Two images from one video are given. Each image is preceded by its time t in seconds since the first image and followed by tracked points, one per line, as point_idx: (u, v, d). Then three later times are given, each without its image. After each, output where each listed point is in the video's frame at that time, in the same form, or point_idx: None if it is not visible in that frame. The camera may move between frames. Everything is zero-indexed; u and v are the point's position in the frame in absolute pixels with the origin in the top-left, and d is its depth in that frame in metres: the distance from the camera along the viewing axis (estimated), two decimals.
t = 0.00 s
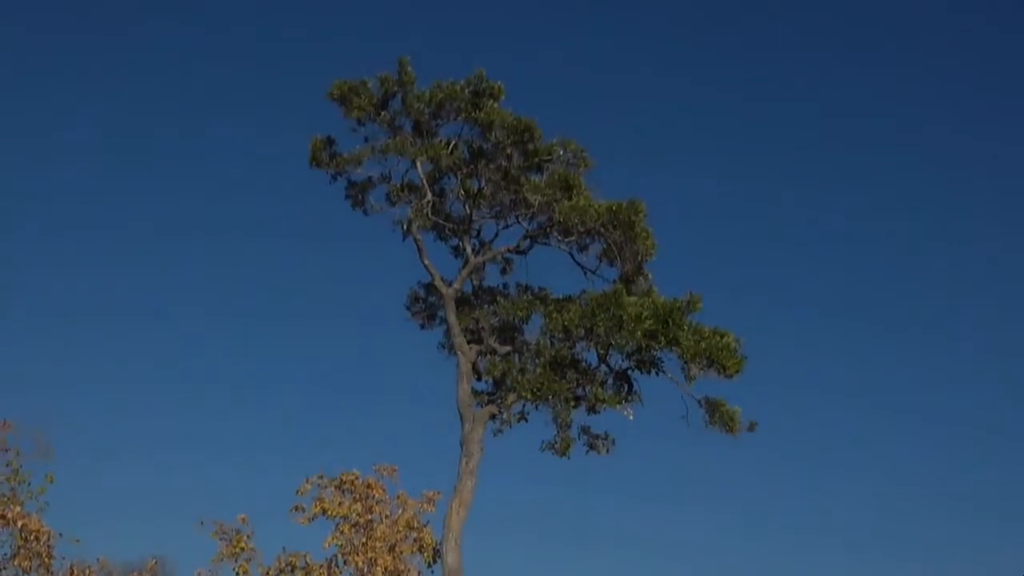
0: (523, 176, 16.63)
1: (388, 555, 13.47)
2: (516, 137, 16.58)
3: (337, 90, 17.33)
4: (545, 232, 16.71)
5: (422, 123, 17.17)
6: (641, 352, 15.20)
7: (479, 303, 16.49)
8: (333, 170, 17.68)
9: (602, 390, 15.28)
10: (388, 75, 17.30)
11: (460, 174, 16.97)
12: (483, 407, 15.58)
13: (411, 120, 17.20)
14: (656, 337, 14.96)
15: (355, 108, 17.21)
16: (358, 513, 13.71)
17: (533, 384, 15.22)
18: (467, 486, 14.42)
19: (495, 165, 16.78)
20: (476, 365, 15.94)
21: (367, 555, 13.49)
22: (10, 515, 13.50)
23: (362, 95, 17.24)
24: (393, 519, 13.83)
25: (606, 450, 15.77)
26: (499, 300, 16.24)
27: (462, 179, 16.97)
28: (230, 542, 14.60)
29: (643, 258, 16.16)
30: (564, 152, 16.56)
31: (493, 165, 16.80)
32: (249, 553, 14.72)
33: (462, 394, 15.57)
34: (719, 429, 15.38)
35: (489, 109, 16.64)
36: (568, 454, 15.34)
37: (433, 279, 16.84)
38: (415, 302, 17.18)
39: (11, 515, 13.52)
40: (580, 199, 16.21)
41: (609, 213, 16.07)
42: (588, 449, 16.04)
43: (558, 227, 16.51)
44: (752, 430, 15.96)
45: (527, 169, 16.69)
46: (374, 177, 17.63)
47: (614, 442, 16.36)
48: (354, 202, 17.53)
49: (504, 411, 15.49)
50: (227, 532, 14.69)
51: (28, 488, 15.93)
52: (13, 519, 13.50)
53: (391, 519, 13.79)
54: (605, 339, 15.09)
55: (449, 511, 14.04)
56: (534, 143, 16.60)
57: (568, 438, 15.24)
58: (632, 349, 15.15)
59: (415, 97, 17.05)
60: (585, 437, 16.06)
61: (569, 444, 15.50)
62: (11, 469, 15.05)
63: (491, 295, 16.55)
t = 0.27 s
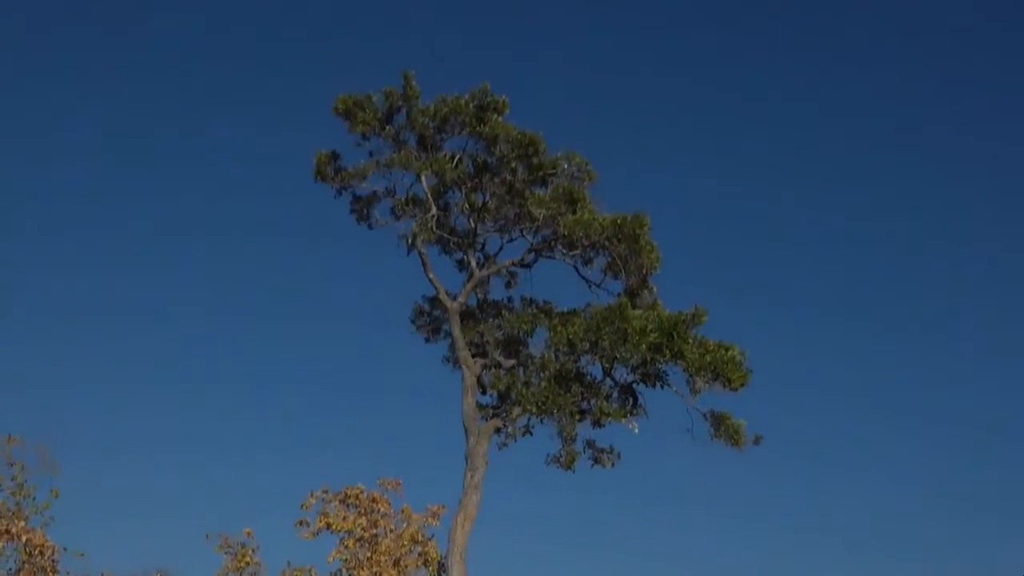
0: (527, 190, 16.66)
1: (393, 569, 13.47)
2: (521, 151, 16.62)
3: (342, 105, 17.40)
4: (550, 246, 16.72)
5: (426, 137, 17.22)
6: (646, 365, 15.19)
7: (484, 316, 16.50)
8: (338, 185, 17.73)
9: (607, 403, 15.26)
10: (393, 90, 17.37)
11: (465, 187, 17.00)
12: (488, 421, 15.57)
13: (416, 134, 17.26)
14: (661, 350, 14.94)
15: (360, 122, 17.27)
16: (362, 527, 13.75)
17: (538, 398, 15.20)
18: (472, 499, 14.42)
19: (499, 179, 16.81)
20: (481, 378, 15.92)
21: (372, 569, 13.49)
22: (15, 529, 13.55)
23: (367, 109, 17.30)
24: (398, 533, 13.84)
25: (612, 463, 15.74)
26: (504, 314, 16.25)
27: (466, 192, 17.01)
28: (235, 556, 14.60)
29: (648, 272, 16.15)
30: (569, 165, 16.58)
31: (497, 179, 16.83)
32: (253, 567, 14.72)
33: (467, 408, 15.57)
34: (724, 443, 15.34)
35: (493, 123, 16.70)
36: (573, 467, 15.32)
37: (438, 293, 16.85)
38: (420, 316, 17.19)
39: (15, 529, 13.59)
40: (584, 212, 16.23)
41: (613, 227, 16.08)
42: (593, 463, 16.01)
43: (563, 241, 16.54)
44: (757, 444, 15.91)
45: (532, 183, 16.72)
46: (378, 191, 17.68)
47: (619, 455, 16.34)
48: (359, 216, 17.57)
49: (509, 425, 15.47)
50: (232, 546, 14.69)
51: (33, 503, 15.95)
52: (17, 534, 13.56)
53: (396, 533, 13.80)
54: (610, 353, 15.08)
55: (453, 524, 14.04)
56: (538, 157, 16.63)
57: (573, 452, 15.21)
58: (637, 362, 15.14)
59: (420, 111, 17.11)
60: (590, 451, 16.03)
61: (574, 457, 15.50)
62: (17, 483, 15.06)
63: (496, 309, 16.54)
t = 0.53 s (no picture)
0: (531, 197, 16.67)
1: None
2: (524, 158, 16.64)
3: (346, 112, 17.43)
4: (553, 253, 16.72)
5: (430, 144, 17.25)
6: (650, 372, 15.17)
7: (487, 323, 16.51)
8: (341, 192, 17.76)
9: (610, 410, 15.24)
10: (397, 97, 17.40)
11: (468, 195, 17.03)
12: (491, 428, 15.56)
13: (419, 141, 17.28)
14: (665, 357, 14.93)
15: (363, 130, 17.31)
16: (365, 534, 13.80)
17: (542, 405, 15.20)
18: (476, 506, 14.44)
19: (502, 186, 16.83)
20: (484, 385, 15.94)
21: None
22: (18, 537, 13.62)
23: (370, 117, 17.33)
24: (401, 541, 13.86)
25: (615, 470, 15.72)
26: (508, 321, 16.25)
27: (470, 200, 17.03)
28: (238, 563, 14.61)
29: (651, 278, 16.16)
30: (571, 172, 16.60)
31: (500, 186, 16.85)
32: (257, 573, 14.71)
33: (470, 415, 15.56)
34: (728, 450, 15.31)
35: (496, 130, 16.70)
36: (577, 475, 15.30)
37: (441, 300, 16.87)
38: (423, 323, 17.20)
39: (18, 537, 13.67)
40: (588, 219, 16.23)
41: (616, 234, 16.08)
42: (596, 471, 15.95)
43: (566, 248, 16.52)
44: (761, 451, 15.90)
45: (535, 190, 16.73)
46: (382, 198, 17.70)
47: (622, 462, 16.30)
48: (363, 223, 17.59)
49: (512, 432, 15.46)
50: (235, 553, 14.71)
51: (36, 510, 16.00)
52: (20, 541, 13.62)
53: (399, 540, 13.83)
54: (613, 359, 15.07)
55: (457, 532, 14.07)
56: (542, 164, 16.64)
57: (577, 459, 15.21)
58: (641, 369, 15.13)
59: (423, 119, 17.14)
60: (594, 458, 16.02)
61: (577, 464, 15.50)
62: (20, 490, 15.09)
63: (499, 316, 16.57)
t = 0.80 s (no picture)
0: (532, 198, 16.67)
1: None
2: (525, 160, 16.64)
3: (348, 113, 17.44)
4: (554, 254, 16.72)
5: (431, 145, 17.26)
6: (651, 373, 15.16)
7: (489, 325, 16.51)
8: (343, 193, 17.76)
9: (612, 412, 15.23)
10: (398, 98, 17.41)
11: (469, 196, 17.03)
12: (492, 429, 15.56)
13: (421, 142, 17.29)
14: (666, 358, 14.92)
15: (365, 131, 17.31)
16: (366, 535, 13.79)
17: (543, 406, 15.20)
18: (477, 507, 14.44)
19: (504, 187, 16.83)
20: (485, 386, 15.94)
21: None
22: (19, 538, 13.64)
23: (371, 118, 17.34)
24: (403, 542, 13.86)
25: (617, 471, 15.72)
26: (509, 322, 16.26)
27: (471, 201, 17.03)
28: (239, 564, 14.61)
29: (652, 279, 16.16)
30: (573, 174, 16.61)
31: (502, 187, 16.85)
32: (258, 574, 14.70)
33: (472, 416, 15.56)
34: (729, 451, 15.30)
35: (498, 131, 16.70)
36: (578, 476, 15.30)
37: (442, 301, 16.86)
38: (424, 324, 17.20)
39: (19, 538, 13.69)
40: (589, 220, 16.23)
41: (618, 235, 16.07)
42: (598, 472, 15.91)
43: (568, 249, 16.51)
44: (763, 452, 15.89)
45: (536, 191, 16.74)
46: (383, 199, 17.71)
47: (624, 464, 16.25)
48: (364, 224, 17.59)
49: (513, 433, 15.46)
50: (236, 553, 14.71)
51: (36, 512, 16.01)
52: (21, 542, 13.64)
53: (400, 541, 13.83)
54: (615, 360, 15.06)
55: (458, 533, 14.07)
56: (543, 165, 16.65)
57: (578, 460, 15.20)
58: (642, 370, 15.12)
59: (425, 120, 17.15)
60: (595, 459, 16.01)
61: (578, 466, 15.43)
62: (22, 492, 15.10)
63: (501, 317, 16.56)
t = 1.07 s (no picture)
0: (533, 197, 16.67)
1: None
2: (526, 159, 16.64)
3: (348, 113, 17.44)
4: (555, 253, 16.72)
5: (432, 145, 17.25)
6: (652, 373, 15.15)
7: (489, 324, 16.52)
8: (343, 192, 17.76)
9: (612, 412, 15.22)
10: (399, 98, 17.41)
11: (470, 195, 17.03)
12: (493, 429, 15.57)
13: (421, 142, 17.28)
14: (667, 358, 14.91)
15: (365, 130, 17.31)
16: (367, 535, 13.80)
17: (543, 406, 15.19)
18: (478, 507, 14.45)
19: (504, 187, 16.82)
20: (485, 386, 15.93)
21: None
22: (20, 537, 13.66)
23: (372, 118, 17.34)
24: (403, 541, 13.87)
25: (617, 471, 15.71)
26: (510, 322, 16.26)
27: (472, 200, 17.03)
28: (239, 564, 14.62)
29: (653, 279, 16.16)
30: (574, 174, 16.62)
31: (502, 187, 16.85)
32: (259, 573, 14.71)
33: (472, 415, 15.56)
34: (730, 451, 15.29)
35: (499, 131, 16.69)
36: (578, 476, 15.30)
37: (443, 301, 16.85)
38: (424, 324, 17.20)
39: (20, 537, 13.71)
40: (589, 220, 16.22)
41: (618, 235, 16.07)
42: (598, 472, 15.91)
43: (568, 249, 16.49)
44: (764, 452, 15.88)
45: (537, 191, 16.74)
46: (384, 198, 17.71)
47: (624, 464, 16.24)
48: (364, 224, 17.59)
49: (514, 432, 15.47)
50: (237, 553, 14.72)
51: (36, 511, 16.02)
52: (22, 541, 13.66)
53: (400, 541, 13.84)
54: (615, 360, 15.06)
55: (459, 533, 14.08)
56: (544, 165, 16.65)
57: (579, 459, 15.21)
58: (643, 370, 15.12)
59: (425, 120, 17.15)
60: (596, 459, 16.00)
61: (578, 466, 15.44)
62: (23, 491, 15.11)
63: (501, 317, 16.57)
